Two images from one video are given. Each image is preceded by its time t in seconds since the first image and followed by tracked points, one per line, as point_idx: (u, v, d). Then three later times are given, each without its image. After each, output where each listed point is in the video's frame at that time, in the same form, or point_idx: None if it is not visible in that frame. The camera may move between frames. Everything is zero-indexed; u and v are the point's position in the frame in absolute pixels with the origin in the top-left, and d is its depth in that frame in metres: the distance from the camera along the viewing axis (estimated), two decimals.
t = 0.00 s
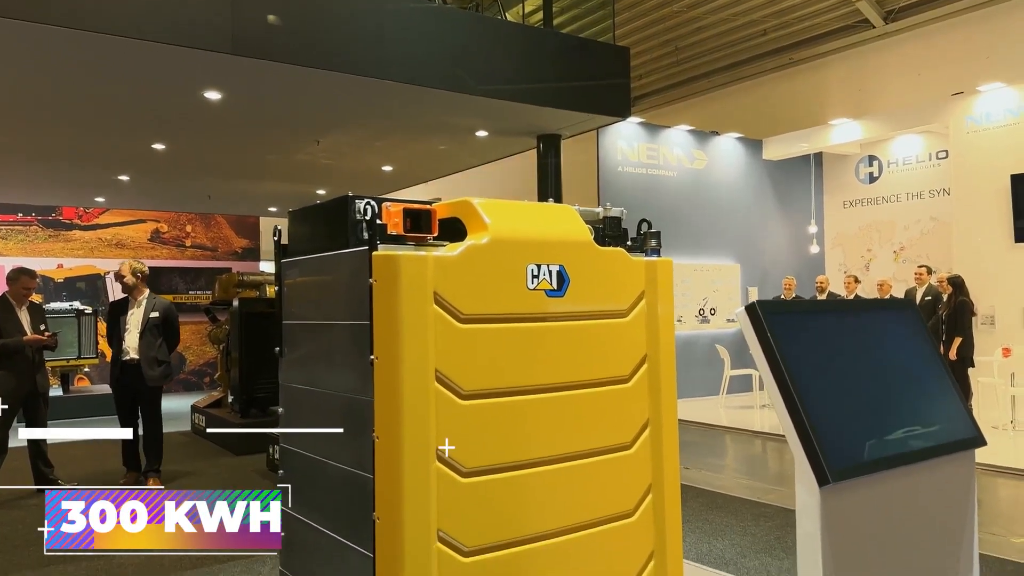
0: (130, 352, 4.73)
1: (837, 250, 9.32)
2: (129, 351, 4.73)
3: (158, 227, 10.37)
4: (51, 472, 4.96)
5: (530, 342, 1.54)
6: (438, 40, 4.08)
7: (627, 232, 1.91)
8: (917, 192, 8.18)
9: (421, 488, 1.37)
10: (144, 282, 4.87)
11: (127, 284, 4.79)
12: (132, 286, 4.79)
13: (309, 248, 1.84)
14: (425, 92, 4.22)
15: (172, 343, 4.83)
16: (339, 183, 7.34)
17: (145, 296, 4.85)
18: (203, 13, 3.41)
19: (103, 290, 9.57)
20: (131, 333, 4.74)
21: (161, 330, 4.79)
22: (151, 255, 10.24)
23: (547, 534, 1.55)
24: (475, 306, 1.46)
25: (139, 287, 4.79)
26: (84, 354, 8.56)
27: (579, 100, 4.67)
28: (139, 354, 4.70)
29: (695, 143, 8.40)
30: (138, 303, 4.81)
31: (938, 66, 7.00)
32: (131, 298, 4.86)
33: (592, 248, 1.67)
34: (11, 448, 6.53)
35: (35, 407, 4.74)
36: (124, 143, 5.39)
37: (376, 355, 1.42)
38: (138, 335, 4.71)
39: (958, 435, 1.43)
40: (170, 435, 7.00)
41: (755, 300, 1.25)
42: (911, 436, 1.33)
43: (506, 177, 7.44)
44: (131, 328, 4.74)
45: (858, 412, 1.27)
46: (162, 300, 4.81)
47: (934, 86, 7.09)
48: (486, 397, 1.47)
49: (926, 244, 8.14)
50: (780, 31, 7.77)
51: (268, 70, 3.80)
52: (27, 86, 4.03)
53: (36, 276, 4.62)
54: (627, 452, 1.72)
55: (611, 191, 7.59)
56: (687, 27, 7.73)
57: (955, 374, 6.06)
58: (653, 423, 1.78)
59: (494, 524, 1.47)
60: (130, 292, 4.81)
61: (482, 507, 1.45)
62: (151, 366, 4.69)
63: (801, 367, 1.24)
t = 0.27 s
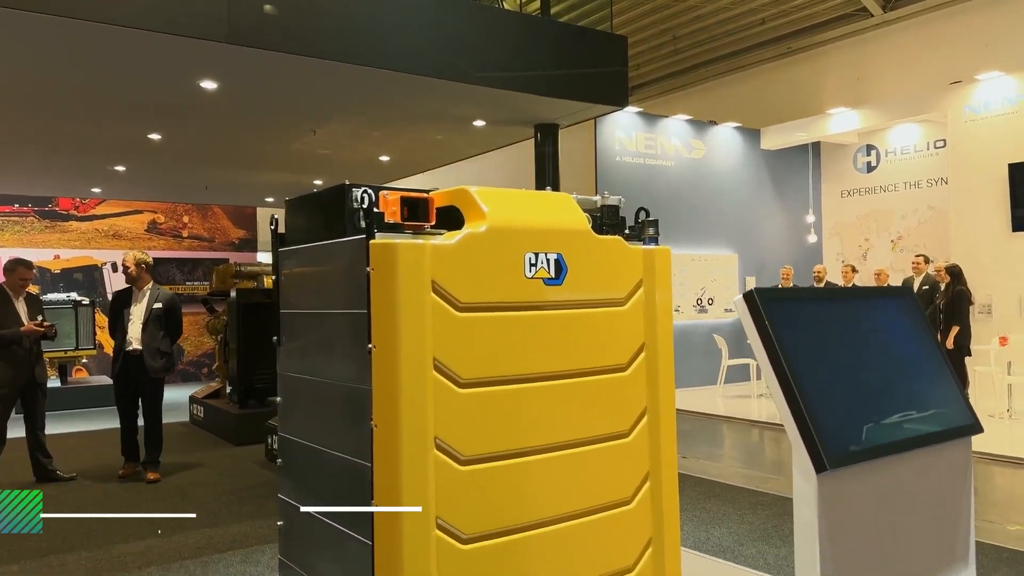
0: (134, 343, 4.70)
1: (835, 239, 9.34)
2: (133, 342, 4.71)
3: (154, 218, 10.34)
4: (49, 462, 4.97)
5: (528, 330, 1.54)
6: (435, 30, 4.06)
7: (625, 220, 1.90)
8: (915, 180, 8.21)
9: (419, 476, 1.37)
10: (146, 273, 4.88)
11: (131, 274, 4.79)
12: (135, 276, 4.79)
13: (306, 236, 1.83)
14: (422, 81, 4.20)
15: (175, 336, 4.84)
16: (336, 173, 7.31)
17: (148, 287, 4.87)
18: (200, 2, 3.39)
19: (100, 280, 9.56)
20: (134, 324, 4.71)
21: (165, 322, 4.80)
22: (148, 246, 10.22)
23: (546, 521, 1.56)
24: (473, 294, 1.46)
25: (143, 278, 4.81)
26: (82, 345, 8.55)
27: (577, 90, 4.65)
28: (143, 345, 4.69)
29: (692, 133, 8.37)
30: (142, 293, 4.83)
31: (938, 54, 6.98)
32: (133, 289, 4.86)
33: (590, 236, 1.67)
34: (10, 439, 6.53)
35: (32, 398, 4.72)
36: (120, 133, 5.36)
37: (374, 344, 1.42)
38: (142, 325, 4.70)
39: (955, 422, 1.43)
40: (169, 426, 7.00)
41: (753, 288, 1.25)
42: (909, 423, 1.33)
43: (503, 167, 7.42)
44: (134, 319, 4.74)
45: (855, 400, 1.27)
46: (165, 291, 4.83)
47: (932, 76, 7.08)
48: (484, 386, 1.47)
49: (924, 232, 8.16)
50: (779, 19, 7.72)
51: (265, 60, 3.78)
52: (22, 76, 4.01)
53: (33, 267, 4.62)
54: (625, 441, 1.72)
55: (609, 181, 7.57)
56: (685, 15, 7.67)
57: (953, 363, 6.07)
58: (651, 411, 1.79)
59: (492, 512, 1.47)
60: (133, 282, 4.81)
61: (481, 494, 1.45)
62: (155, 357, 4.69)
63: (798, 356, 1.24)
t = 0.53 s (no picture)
0: (135, 332, 4.69)
1: (833, 227, 9.36)
2: (134, 331, 4.69)
3: (151, 206, 10.30)
4: (48, 450, 4.99)
5: (525, 316, 1.54)
6: (433, 15, 4.02)
7: (622, 207, 1.90)
8: (914, 167, 8.22)
9: (416, 461, 1.37)
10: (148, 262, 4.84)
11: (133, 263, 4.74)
12: (138, 265, 4.75)
13: (302, 223, 1.82)
14: (419, 68, 4.17)
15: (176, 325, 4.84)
16: (333, 161, 7.28)
17: (151, 276, 4.83)
18: None
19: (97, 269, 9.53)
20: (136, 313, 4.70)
21: (167, 312, 4.80)
22: (145, 235, 10.19)
23: (543, 506, 1.57)
24: (471, 280, 1.46)
25: (144, 267, 4.77)
26: (79, 334, 8.54)
27: (576, 77, 4.62)
28: (144, 334, 4.69)
29: (691, 120, 8.37)
30: (144, 282, 4.79)
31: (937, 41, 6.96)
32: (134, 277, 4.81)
33: (588, 222, 1.67)
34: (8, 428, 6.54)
35: (31, 385, 4.73)
36: (116, 121, 5.32)
37: (371, 330, 1.42)
38: (143, 315, 4.69)
39: (951, 407, 1.44)
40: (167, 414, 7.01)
41: (751, 272, 1.25)
42: (905, 408, 1.34)
43: (501, 155, 7.39)
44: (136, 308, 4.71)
45: (852, 385, 1.28)
46: (168, 281, 4.80)
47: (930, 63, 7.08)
48: (481, 371, 1.48)
49: (922, 220, 8.15)
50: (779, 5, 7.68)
51: (261, 46, 3.76)
52: (16, 63, 3.97)
53: (30, 256, 4.60)
54: (622, 426, 1.73)
55: (607, 168, 7.55)
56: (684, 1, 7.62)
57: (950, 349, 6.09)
58: (649, 397, 1.79)
59: (490, 497, 1.48)
60: (136, 271, 4.76)
61: (479, 479, 1.46)
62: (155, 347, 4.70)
63: (795, 340, 1.24)
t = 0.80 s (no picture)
0: (134, 323, 4.69)
1: (832, 216, 9.36)
2: (133, 322, 4.69)
3: (150, 196, 10.29)
4: (48, 441, 4.99)
5: (525, 304, 1.54)
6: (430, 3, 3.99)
7: (622, 194, 1.90)
8: (913, 156, 8.21)
9: (416, 449, 1.38)
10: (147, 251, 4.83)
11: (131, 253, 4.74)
12: (135, 256, 4.75)
13: (301, 211, 1.82)
14: (417, 56, 4.14)
15: (175, 315, 4.83)
16: (331, 151, 7.26)
17: (149, 266, 4.82)
18: None
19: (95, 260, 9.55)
20: (135, 305, 4.69)
21: (166, 301, 4.79)
22: (144, 225, 10.18)
23: (543, 493, 1.57)
24: (470, 268, 1.46)
25: (143, 257, 4.77)
26: (78, 324, 8.56)
27: (575, 65, 4.59)
28: (143, 324, 4.68)
29: (690, 109, 8.34)
30: (142, 272, 4.78)
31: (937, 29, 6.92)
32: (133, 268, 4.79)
33: (588, 211, 1.66)
34: (9, 418, 6.55)
35: (30, 374, 4.74)
36: (113, 111, 5.30)
37: (370, 318, 1.42)
38: (142, 305, 4.69)
39: (949, 394, 1.44)
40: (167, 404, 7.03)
41: (750, 260, 1.25)
42: (903, 394, 1.34)
43: (500, 145, 7.36)
44: (135, 300, 4.70)
45: (851, 372, 1.28)
46: (166, 270, 4.79)
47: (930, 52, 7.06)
48: (481, 359, 1.48)
49: (922, 210, 8.15)
50: None
51: (258, 35, 3.74)
52: (13, 53, 3.95)
53: (31, 247, 4.58)
54: (621, 414, 1.73)
55: (606, 158, 7.53)
56: None
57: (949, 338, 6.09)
58: (647, 385, 1.79)
59: (489, 484, 1.48)
60: (135, 261, 4.75)
61: (479, 467, 1.47)
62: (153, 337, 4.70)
63: (794, 327, 1.24)
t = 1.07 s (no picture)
0: (129, 314, 4.68)
1: (833, 204, 9.34)
2: (129, 313, 4.68)
3: (149, 185, 10.25)
4: (49, 430, 5.01)
5: (525, 291, 1.54)
6: None
7: (622, 181, 1.89)
8: (914, 144, 8.17)
9: (416, 435, 1.38)
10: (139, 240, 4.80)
11: (124, 242, 4.71)
12: (129, 245, 4.72)
13: (301, 199, 1.81)
14: (416, 43, 4.12)
15: (172, 303, 4.84)
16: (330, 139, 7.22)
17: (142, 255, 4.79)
18: None
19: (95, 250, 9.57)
20: (129, 296, 4.67)
21: (161, 290, 4.78)
22: (143, 214, 10.16)
23: (543, 479, 1.58)
24: (470, 256, 1.46)
25: (136, 247, 4.74)
26: (78, 313, 8.58)
27: (576, 51, 4.55)
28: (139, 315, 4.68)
29: (690, 97, 8.30)
30: (135, 262, 4.75)
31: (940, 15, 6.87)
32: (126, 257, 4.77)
33: (588, 197, 1.66)
34: (10, 407, 6.57)
35: (31, 364, 4.76)
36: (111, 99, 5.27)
37: (370, 305, 1.41)
38: (136, 296, 4.68)
39: (949, 380, 1.44)
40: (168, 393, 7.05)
41: (750, 246, 1.24)
42: (903, 380, 1.34)
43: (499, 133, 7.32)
44: (129, 291, 4.67)
45: (850, 358, 1.28)
46: (159, 260, 4.77)
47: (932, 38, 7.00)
48: (480, 347, 1.48)
49: (922, 198, 8.12)
50: None
51: (256, 22, 3.71)
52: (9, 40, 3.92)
53: (32, 237, 4.56)
54: (621, 401, 1.73)
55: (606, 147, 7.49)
56: None
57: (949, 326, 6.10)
58: (647, 372, 1.79)
59: (489, 470, 1.49)
60: (128, 251, 4.73)
61: (479, 452, 1.47)
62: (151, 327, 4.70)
63: (794, 314, 1.24)
